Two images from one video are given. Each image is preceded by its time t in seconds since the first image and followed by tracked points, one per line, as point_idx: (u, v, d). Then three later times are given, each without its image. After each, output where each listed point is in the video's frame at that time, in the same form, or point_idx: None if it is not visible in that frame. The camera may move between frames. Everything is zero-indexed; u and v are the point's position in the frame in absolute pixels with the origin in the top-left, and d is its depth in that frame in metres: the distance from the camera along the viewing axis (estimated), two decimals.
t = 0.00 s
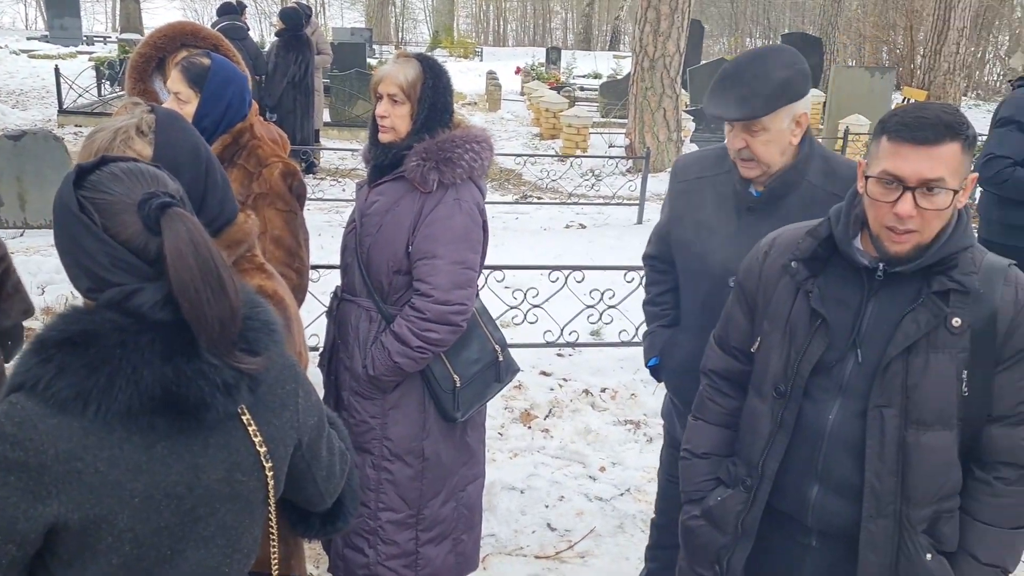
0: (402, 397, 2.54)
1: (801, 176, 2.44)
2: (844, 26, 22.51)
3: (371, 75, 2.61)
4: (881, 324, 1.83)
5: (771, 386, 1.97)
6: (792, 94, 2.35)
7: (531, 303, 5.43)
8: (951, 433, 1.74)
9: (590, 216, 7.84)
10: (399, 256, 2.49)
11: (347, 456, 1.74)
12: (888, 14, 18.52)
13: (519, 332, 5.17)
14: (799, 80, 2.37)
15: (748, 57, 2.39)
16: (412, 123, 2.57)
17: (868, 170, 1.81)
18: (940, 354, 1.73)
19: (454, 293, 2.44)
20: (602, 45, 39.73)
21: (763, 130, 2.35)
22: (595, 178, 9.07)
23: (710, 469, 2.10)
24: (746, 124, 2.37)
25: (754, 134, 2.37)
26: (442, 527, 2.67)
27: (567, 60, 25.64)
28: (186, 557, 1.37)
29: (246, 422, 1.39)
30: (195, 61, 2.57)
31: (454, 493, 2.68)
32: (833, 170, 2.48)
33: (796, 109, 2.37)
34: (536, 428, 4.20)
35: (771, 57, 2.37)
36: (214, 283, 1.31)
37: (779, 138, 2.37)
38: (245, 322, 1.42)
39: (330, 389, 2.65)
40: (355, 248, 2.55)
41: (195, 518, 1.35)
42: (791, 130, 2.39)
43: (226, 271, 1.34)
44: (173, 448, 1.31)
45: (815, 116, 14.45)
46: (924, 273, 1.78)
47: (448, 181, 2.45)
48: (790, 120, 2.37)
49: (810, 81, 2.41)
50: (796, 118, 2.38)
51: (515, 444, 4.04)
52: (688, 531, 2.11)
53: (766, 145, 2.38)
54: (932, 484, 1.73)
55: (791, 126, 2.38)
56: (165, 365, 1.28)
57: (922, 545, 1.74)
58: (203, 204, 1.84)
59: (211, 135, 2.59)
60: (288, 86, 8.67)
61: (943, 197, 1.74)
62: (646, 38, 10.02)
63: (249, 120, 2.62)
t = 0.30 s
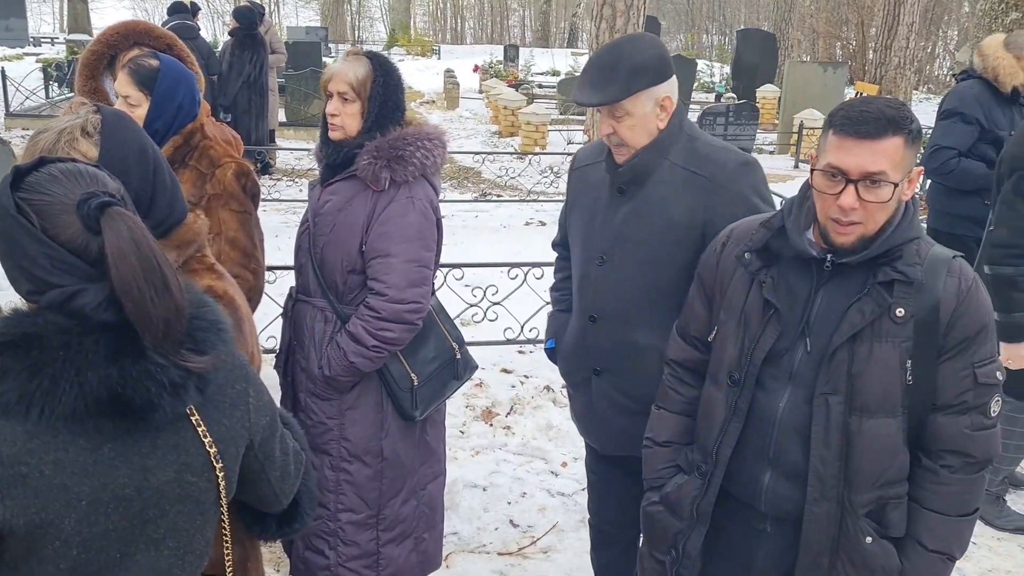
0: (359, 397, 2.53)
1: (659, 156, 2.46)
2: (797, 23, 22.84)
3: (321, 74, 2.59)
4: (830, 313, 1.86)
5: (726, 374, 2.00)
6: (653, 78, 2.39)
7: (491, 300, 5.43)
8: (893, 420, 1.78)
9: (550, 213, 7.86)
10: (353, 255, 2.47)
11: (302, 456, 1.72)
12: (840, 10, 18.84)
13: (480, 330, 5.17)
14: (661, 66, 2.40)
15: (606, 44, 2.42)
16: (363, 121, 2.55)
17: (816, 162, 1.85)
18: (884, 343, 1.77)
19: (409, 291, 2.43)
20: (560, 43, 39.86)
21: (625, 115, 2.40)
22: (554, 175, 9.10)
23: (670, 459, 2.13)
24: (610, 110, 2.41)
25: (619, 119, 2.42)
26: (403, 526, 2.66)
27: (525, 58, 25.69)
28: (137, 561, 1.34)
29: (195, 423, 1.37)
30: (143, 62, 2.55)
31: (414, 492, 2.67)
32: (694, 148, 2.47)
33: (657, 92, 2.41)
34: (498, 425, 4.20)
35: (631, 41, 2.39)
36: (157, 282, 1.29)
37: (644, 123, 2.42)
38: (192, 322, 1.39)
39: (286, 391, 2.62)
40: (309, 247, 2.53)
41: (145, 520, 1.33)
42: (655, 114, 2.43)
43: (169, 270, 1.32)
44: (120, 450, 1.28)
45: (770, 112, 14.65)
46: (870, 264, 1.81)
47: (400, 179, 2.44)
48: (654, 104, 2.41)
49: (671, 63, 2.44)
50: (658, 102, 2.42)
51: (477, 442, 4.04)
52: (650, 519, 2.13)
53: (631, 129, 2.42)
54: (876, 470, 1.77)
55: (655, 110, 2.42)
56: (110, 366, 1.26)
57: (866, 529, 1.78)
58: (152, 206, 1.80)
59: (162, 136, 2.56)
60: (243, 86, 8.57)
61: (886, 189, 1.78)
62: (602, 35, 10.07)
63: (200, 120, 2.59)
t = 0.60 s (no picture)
0: (287, 398, 2.51)
1: (514, 156, 2.51)
2: (729, 24, 23.26)
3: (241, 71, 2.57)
4: (749, 305, 1.90)
5: (651, 368, 2.02)
6: (507, 78, 2.43)
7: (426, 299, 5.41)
8: (808, 410, 1.83)
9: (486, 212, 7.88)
10: (277, 255, 2.44)
11: (222, 457, 1.70)
12: (770, 10, 19.27)
13: (415, 329, 5.15)
14: (516, 66, 2.45)
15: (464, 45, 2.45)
16: (284, 118, 2.53)
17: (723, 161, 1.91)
18: (801, 334, 1.82)
19: (335, 290, 2.42)
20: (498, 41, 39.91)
21: (480, 115, 2.45)
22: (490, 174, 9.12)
23: (597, 451, 2.15)
24: (466, 110, 2.47)
25: (475, 119, 2.48)
26: (335, 527, 2.65)
27: (462, 56, 25.68)
28: (46, 566, 1.31)
29: (104, 424, 1.34)
30: (54, 61, 2.46)
31: (345, 492, 2.66)
32: (542, 144, 2.49)
33: (511, 93, 2.45)
34: (433, 424, 4.20)
35: (487, 42, 2.43)
36: (59, 280, 1.26)
37: (502, 123, 2.47)
38: (99, 320, 1.37)
39: (212, 393, 2.59)
40: (234, 247, 2.50)
41: (54, 523, 1.30)
42: (512, 113, 2.48)
43: (71, 267, 1.30)
44: (24, 453, 1.27)
45: (703, 110, 14.91)
46: (788, 258, 1.86)
47: (324, 178, 2.43)
48: (509, 104, 2.45)
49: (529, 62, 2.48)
50: (513, 102, 2.46)
51: (413, 441, 4.03)
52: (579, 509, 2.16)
53: (487, 129, 2.48)
54: (791, 457, 1.83)
55: (510, 109, 2.47)
56: (10, 367, 1.23)
57: (781, 515, 1.84)
58: (59, 200, 1.79)
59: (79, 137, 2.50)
60: (172, 84, 8.38)
61: (782, 186, 1.83)
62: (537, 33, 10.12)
63: (119, 119, 2.54)
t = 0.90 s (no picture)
0: (233, 400, 2.49)
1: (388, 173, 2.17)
2: (684, 23, 23.50)
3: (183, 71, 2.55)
4: (688, 301, 1.93)
5: (594, 363, 2.04)
6: (376, 89, 2.10)
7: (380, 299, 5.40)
8: (745, 404, 1.86)
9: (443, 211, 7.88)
10: (221, 256, 2.42)
11: (158, 461, 1.68)
12: (724, 10, 19.53)
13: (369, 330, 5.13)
14: (388, 74, 2.12)
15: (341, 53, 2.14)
16: (227, 119, 2.52)
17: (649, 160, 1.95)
18: (737, 330, 1.85)
19: (280, 291, 2.41)
20: (456, 40, 39.89)
21: (348, 129, 2.14)
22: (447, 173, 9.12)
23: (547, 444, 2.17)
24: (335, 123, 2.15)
25: (344, 133, 2.16)
26: (284, 530, 2.63)
27: (419, 55, 25.63)
28: None
29: (31, 429, 1.33)
30: None
31: (295, 494, 2.64)
32: (417, 165, 2.14)
33: (383, 107, 2.12)
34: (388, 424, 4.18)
35: (357, 50, 2.12)
36: None
37: (371, 138, 2.15)
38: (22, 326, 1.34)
39: (157, 397, 2.56)
40: (176, 248, 2.47)
41: None
42: (383, 129, 2.15)
43: None
44: None
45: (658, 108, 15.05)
46: (724, 255, 1.90)
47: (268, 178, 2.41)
48: (378, 116, 2.13)
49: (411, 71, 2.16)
50: (384, 116, 2.14)
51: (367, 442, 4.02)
52: (528, 505, 2.18)
53: (357, 144, 2.16)
54: (731, 452, 1.86)
55: (381, 124, 2.14)
56: None
57: (723, 508, 1.87)
58: None
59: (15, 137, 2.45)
60: (121, 84, 8.25)
61: (692, 185, 1.86)
62: (491, 32, 10.14)
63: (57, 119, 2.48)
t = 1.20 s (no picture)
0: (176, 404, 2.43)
1: (230, 186, 1.93)
2: (636, 23, 23.74)
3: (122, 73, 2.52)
4: (622, 297, 1.96)
5: (534, 358, 2.07)
6: (197, 91, 1.86)
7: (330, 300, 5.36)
8: (677, 399, 1.90)
9: (396, 210, 7.85)
10: (159, 257, 2.37)
11: (93, 467, 1.65)
12: (676, 9, 19.74)
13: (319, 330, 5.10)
14: (217, 74, 1.87)
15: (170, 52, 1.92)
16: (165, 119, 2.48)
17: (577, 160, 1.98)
18: (666, 326, 1.89)
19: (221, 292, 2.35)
20: (410, 39, 39.78)
21: (177, 134, 1.91)
22: (400, 172, 9.09)
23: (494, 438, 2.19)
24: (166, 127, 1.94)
25: (175, 138, 1.94)
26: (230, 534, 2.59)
27: (373, 54, 25.54)
28: None
29: None
30: None
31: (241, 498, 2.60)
32: (258, 180, 1.90)
33: (208, 110, 1.88)
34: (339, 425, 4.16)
35: (184, 49, 1.88)
36: None
37: (202, 145, 1.92)
38: None
39: (98, 402, 2.52)
40: (115, 249, 2.43)
41: None
42: (215, 136, 1.91)
43: None
44: None
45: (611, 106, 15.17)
46: (655, 251, 1.93)
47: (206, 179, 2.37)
48: (207, 121, 1.89)
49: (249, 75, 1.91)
50: (214, 121, 1.90)
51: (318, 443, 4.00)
52: (474, 499, 2.19)
53: (188, 151, 1.93)
54: (664, 445, 1.89)
55: (211, 131, 1.90)
56: None
57: (659, 501, 1.90)
58: None
59: None
60: (63, 84, 8.08)
61: (613, 180, 1.90)
62: (443, 31, 10.11)
63: None
